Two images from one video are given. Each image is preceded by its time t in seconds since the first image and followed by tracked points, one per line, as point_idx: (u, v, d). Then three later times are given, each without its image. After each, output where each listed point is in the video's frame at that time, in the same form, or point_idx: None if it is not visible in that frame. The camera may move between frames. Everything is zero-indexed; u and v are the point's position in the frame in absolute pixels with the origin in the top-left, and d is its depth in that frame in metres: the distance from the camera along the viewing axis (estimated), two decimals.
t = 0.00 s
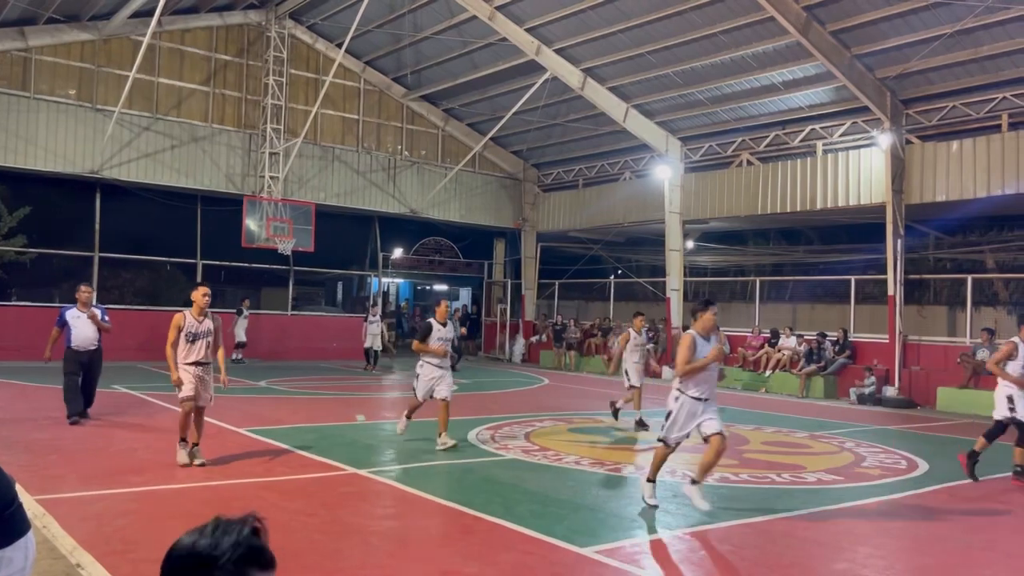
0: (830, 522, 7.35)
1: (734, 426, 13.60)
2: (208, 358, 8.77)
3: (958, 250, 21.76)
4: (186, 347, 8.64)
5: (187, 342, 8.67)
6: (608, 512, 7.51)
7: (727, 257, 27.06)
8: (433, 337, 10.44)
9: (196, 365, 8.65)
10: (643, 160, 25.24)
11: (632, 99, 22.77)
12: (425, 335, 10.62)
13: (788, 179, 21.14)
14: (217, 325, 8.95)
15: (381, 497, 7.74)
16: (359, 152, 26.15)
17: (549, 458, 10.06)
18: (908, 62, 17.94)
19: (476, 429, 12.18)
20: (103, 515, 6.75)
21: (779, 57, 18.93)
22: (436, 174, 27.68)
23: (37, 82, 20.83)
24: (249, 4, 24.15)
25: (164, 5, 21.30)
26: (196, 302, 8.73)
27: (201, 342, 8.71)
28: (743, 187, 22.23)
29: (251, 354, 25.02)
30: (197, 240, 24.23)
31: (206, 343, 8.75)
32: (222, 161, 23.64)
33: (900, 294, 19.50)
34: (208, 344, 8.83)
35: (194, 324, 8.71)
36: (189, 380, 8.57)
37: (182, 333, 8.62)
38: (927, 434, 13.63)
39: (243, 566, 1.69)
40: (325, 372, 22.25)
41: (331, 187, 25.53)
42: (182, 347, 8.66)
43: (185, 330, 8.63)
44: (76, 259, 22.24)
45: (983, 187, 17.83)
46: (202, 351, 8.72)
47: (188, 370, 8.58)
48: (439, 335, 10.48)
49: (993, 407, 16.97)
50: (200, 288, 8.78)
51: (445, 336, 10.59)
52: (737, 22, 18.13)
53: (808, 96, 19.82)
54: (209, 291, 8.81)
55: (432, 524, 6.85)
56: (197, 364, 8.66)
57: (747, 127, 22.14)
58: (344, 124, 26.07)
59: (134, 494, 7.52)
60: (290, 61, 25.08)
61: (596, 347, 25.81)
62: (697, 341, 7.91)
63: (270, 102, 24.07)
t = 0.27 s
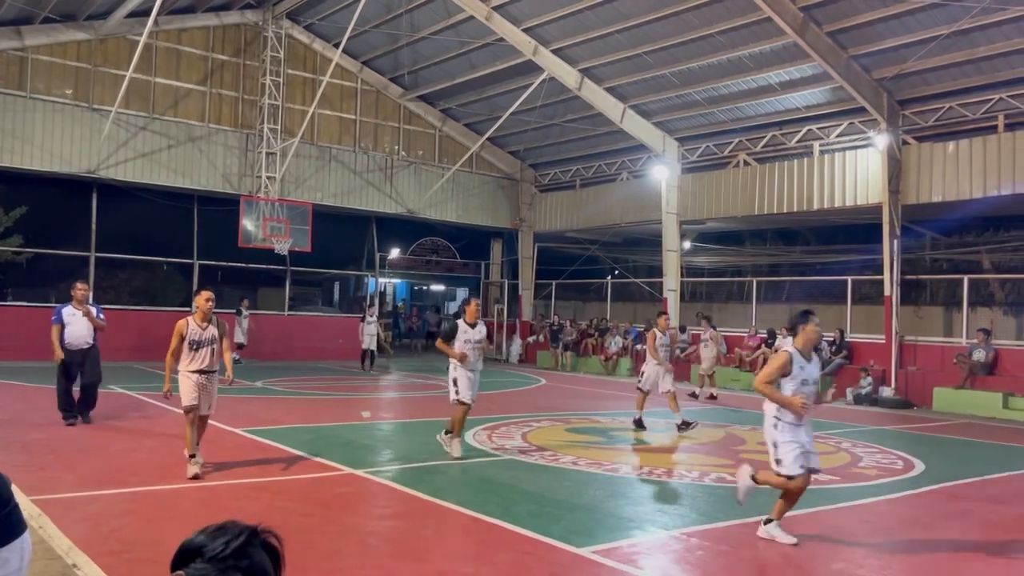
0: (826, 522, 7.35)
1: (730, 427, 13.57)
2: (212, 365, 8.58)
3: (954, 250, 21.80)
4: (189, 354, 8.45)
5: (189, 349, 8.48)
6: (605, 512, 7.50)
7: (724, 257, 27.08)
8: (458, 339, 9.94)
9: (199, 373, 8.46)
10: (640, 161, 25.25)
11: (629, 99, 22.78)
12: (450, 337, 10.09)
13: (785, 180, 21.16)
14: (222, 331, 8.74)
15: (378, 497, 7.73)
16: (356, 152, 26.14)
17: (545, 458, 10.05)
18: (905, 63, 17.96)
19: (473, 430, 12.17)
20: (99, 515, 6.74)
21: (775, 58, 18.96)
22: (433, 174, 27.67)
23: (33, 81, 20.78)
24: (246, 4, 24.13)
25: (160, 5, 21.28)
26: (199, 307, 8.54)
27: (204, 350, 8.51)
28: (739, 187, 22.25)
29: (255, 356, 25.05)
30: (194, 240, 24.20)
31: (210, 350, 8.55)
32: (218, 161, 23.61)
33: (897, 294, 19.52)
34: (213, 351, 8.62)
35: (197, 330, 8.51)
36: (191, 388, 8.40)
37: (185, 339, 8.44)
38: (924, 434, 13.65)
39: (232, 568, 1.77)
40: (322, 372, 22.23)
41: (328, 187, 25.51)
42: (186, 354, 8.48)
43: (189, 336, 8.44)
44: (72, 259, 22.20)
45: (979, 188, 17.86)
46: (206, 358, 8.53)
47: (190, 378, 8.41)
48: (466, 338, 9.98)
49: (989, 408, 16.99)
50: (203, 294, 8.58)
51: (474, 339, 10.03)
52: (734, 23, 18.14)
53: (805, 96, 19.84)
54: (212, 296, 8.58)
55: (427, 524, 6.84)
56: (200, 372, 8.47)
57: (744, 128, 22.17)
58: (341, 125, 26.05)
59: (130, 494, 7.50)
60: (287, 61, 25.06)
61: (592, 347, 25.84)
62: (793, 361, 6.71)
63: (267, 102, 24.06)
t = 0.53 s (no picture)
0: (821, 523, 7.37)
1: (726, 428, 13.57)
2: (217, 363, 8.26)
3: (950, 251, 21.84)
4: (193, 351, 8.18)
5: (195, 346, 8.19)
6: (601, 512, 7.50)
7: (720, 258, 27.11)
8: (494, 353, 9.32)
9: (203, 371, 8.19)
10: (637, 161, 25.27)
11: (626, 99, 22.80)
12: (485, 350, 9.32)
13: (781, 181, 21.20)
14: (230, 326, 8.36)
15: (374, 497, 7.73)
16: (353, 152, 26.12)
17: (542, 459, 10.06)
18: (901, 64, 18.00)
19: (469, 430, 12.16)
20: (95, 515, 6.72)
21: (772, 59, 18.99)
22: (430, 174, 27.67)
23: (29, 80, 20.74)
24: (242, 4, 24.10)
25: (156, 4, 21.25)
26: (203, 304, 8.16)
27: (210, 347, 8.20)
28: (736, 188, 22.28)
29: (257, 356, 25.15)
30: (191, 240, 24.17)
31: (214, 348, 8.22)
32: (215, 161, 23.58)
33: (892, 295, 19.55)
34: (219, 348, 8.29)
35: (201, 327, 8.17)
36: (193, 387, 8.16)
37: (189, 336, 8.16)
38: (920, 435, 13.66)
39: (232, 569, 1.78)
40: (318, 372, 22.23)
41: (325, 186, 25.48)
42: (191, 350, 8.22)
43: (192, 333, 8.15)
44: (68, 259, 22.16)
45: (975, 189, 17.91)
46: (210, 356, 8.21)
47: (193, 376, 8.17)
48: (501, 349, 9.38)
49: (984, 408, 17.01)
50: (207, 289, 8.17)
51: (508, 350, 9.45)
52: (731, 24, 18.17)
53: (801, 97, 19.87)
54: (219, 291, 8.18)
55: (424, 524, 6.85)
56: (203, 370, 8.19)
57: (740, 128, 22.21)
58: (338, 124, 26.03)
59: (125, 494, 7.49)
60: (284, 61, 25.03)
61: (589, 347, 25.87)
62: (915, 360, 6.04)
63: (264, 102, 24.04)
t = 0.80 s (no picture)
0: (816, 523, 7.38)
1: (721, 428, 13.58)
2: (228, 370, 8.09)
3: (944, 252, 21.90)
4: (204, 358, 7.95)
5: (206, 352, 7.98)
6: (597, 512, 7.50)
7: (716, 258, 27.13)
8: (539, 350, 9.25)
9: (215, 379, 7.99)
10: (633, 162, 25.30)
11: (622, 100, 22.82)
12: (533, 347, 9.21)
13: (777, 182, 21.23)
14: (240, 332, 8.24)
15: (369, 497, 7.71)
16: (349, 152, 26.10)
17: (537, 458, 10.06)
18: (896, 65, 18.04)
19: (465, 430, 12.16)
20: (89, 515, 6.70)
21: (768, 60, 19.02)
22: (426, 174, 27.65)
23: (24, 78, 20.68)
24: (238, 3, 24.06)
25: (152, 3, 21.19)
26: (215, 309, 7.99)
27: (221, 354, 8.02)
28: (732, 189, 22.31)
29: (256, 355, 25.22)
30: (186, 239, 24.12)
31: (226, 354, 8.06)
32: (210, 160, 23.54)
33: (887, 296, 19.59)
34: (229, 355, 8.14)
35: (213, 332, 7.99)
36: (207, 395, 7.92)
37: (200, 343, 7.95)
38: (915, 436, 13.69)
39: (230, 570, 1.77)
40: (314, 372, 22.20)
41: (320, 186, 25.45)
42: (201, 358, 7.99)
43: (204, 339, 7.94)
44: (63, 258, 22.08)
45: (970, 191, 17.96)
46: (221, 363, 8.03)
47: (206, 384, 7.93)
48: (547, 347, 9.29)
49: (978, 409, 17.06)
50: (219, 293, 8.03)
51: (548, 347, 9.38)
52: (727, 25, 18.19)
53: (797, 99, 19.91)
54: (232, 296, 8.02)
55: (419, 524, 6.84)
56: (215, 378, 8.00)
57: (736, 129, 22.24)
58: (334, 124, 26.00)
59: (120, 494, 7.46)
60: (280, 60, 24.99)
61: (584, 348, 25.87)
62: None
63: (260, 101, 24.01)
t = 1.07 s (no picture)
0: (811, 524, 7.38)
1: (716, 429, 13.58)
2: (239, 366, 7.77)
3: (939, 254, 21.94)
4: (215, 353, 7.64)
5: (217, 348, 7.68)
6: (592, 513, 7.49)
7: (711, 259, 27.15)
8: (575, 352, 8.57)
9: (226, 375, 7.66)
10: (629, 162, 25.33)
11: (618, 101, 22.83)
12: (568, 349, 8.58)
13: (772, 183, 21.26)
14: (252, 328, 7.95)
15: (363, 497, 7.70)
16: (344, 151, 26.07)
17: (532, 459, 10.05)
18: (892, 67, 18.08)
19: (460, 431, 12.13)
20: (82, 515, 6.67)
21: (763, 62, 19.05)
22: (422, 174, 27.63)
23: (19, 76, 20.62)
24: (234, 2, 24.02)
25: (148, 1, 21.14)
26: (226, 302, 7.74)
27: (233, 349, 7.73)
28: (727, 190, 22.33)
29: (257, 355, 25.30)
30: (181, 238, 24.07)
31: (238, 349, 7.75)
32: (206, 159, 23.49)
33: (882, 297, 19.61)
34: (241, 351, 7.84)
35: (225, 327, 7.72)
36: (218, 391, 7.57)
37: (211, 338, 7.66)
38: (910, 437, 13.70)
39: (224, 570, 1.76)
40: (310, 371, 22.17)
41: (316, 185, 25.42)
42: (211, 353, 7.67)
43: (215, 333, 7.66)
44: (57, 256, 22.00)
45: (965, 193, 18.00)
46: (233, 359, 7.72)
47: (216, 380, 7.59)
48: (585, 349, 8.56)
49: (972, 410, 17.09)
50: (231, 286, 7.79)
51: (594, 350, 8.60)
52: (724, 26, 18.22)
53: (792, 100, 19.95)
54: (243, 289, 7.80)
55: (414, 524, 6.83)
56: (226, 374, 7.68)
57: (731, 131, 22.28)
58: (329, 123, 25.97)
59: (114, 494, 7.44)
60: (275, 59, 24.96)
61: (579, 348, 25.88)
62: None
63: (255, 100, 23.98)
